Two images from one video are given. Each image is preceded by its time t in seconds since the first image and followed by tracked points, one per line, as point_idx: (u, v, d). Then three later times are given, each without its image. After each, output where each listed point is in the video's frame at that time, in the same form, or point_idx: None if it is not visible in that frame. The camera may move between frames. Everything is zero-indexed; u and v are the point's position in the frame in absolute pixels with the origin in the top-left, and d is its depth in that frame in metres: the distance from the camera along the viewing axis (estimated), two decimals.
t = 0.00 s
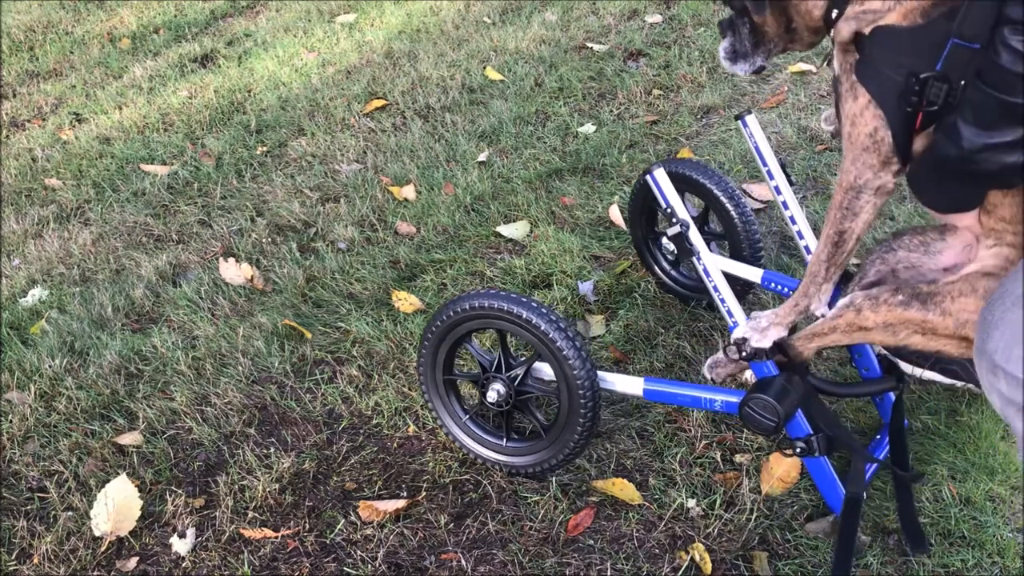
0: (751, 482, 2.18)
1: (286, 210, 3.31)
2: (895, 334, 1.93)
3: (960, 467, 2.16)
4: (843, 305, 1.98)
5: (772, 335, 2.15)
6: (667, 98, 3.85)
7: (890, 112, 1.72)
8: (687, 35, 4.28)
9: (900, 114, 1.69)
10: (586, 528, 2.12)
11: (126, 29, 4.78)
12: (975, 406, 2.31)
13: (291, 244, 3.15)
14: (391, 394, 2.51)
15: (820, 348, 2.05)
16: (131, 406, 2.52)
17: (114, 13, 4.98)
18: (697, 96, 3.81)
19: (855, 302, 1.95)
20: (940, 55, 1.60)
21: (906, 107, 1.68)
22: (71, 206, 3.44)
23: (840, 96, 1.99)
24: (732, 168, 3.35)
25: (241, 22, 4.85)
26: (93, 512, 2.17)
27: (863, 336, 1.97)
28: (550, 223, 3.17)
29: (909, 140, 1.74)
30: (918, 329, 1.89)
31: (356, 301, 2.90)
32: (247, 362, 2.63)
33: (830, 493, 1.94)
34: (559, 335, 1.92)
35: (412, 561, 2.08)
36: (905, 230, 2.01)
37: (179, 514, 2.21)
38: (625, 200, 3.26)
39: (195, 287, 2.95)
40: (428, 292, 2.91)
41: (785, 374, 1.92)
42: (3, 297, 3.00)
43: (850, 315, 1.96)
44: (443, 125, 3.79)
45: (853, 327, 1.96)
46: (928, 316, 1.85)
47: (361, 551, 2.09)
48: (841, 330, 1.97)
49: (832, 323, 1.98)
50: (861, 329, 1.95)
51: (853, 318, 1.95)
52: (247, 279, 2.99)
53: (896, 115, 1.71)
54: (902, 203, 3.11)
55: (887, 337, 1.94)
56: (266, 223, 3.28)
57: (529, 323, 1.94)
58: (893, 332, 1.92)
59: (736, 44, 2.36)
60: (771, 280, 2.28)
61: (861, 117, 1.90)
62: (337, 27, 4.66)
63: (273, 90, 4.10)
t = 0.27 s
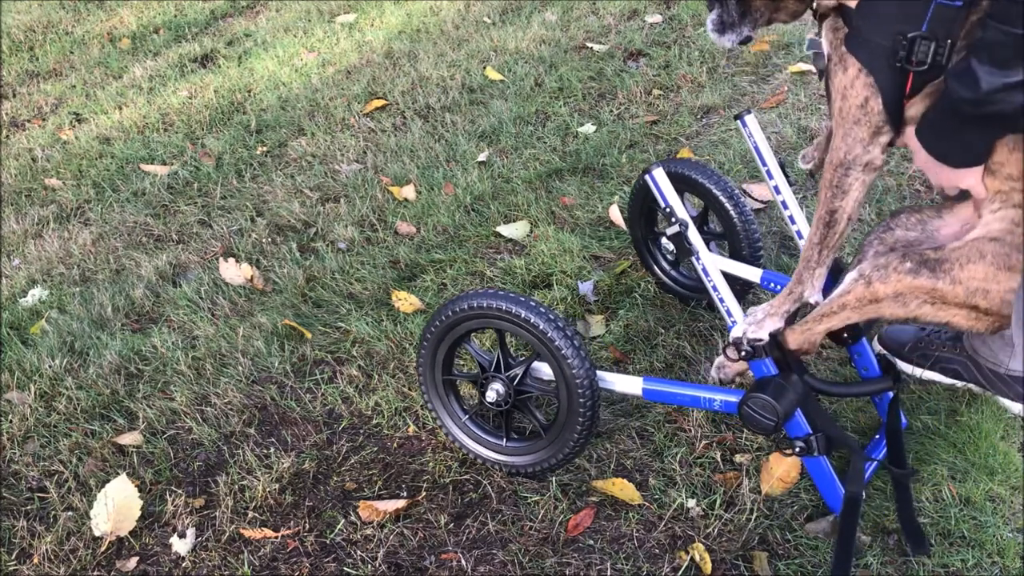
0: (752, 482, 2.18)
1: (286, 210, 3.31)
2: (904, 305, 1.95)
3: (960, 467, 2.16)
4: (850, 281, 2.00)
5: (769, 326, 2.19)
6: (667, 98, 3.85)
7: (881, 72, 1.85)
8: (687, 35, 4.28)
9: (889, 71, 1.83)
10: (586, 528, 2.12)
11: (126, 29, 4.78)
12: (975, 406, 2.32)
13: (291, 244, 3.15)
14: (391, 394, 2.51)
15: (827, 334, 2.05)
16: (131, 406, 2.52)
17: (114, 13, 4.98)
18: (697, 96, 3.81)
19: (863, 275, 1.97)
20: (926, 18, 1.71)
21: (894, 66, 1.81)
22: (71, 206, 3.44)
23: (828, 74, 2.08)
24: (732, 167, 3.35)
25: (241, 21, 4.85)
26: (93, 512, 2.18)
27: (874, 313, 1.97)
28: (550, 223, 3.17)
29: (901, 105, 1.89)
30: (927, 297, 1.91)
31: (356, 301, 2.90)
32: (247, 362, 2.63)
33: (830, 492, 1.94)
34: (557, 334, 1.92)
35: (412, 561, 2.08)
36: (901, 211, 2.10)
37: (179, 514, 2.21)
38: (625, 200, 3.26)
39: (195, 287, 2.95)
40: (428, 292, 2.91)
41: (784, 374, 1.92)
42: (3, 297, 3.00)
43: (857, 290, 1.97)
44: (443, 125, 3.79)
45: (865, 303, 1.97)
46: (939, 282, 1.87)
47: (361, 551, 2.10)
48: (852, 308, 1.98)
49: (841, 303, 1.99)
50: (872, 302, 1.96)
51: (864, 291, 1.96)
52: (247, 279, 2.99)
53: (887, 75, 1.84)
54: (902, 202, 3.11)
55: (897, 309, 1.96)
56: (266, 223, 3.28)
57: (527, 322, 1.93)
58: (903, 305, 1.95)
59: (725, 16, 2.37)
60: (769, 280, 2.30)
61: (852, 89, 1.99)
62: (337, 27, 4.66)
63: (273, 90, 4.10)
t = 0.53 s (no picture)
0: (751, 482, 2.18)
1: (286, 210, 3.31)
2: (884, 295, 2.04)
3: (960, 467, 2.16)
4: (831, 281, 2.07)
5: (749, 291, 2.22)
6: (667, 98, 3.85)
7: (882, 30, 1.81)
8: (687, 35, 4.28)
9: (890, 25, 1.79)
10: (586, 528, 2.12)
11: (126, 29, 4.78)
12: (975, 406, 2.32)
13: (291, 244, 3.15)
14: (391, 394, 2.51)
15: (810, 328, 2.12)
16: (131, 406, 2.52)
17: (114, 13, 4.98)
18: (697, 95, 3.81)
19: (845, 275, 2.05)
20: None
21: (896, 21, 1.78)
22: (71, 206, 3.44)
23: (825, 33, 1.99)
24: (733, 167, 3.35)
25: (241, 22, 4.85)
26: (93, 512, 2.17)
27: (854, 306, 2.06)
28: (550, 223, 3.17)
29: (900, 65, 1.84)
30: (907, 286, 2.01)
31: (356, 301, 2.90)
32: (247, 362, 2.63)
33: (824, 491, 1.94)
34: (552, 336, 1.93)
35: (412, 561, 2.08)
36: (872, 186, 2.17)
37: (179, 514, 2.21)
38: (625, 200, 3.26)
39: (195, 287, 2.95)
40: (428, 292, 2.91)
41: (779, 377, 1.92)
42: (3, 297, 3.00)
43: (838, 289, 2.05)
44: (443, 125, 3.79)
45: (846, 300, 2.05)
46: (918, 271, 1.97)
47: (361, 551, 2.09)
48: (833, 305, 2.06)
49: (824, 301, 2.06)
50: (854, 298, 2.04)
51: (847, 290, 2.04)
52: (247, 279, 3.00)
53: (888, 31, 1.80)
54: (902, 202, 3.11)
55: (877, 301, 2.05)
56: (266, 223, 3.28)
57: (521, 325, 1.94)
58: (885, 295, 2.04)
59: None
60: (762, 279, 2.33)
61: (852, 48, 1.90)
62: (337, 27, 4.66)
63: (273, 90, 4.10)
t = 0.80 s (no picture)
0: (751, 482, 2.18)
1: (286, 210, 3.31)
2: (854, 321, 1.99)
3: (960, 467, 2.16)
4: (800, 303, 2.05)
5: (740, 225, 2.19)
6: (667, 98, 3.85)
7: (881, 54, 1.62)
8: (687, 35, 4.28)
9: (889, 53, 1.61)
10: (586, 528, 2.12)
11: (126, 29, 4.78)
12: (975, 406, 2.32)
13: (291, 244, 3.15)
14: (391, 393, 2.51)
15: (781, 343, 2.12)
16: (131, 406, 2.52)
17: (114, 13, 4.98)
18: (696, 95, 3.82)
19: (813, 299, 2.03)
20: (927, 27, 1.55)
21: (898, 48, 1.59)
22: (71, 206, 3.44)
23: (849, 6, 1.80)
24: (733, 167, 3.36)
25: (241, 22, 4.85)
26: (93, 512, 2.18)
27: (824, 329, 2.03)
28: (550, 223, 3.17)
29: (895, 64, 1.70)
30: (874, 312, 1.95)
31: (356, 301, 2.90)
32: (247, 362, 2.63)
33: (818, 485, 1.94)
34: (543, 325, 1.95)
35: (412, 561, 2.08)
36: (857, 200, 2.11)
37: (179, 514, 2.21)
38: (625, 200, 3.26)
39: (195, 287, 2.95)
40: (428, 292, 2.91)
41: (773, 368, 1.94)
42: (3, 297, 3.00)
43: (807, 312, 2.02)
44: (443, 125, 3.79)
45: (813, 322, 2.02)
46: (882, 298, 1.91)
47: (361, 552, 2.09)
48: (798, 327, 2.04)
49: (790, 322, 2.05)
50: (821, 322, 2.02)
51: (811, 315, 2.02)
52: (247, 279, 3.00)
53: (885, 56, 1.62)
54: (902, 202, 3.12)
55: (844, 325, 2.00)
56: (266, 223, 3.28)
57: (512, 316, 1.96)
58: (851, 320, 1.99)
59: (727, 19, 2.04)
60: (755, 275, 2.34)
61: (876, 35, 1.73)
62: (337, 27, 4.66)
63: (273, 90, 4.10)
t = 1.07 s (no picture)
0: (751, 482, 2.18)
1: (286, 210, 3.32)
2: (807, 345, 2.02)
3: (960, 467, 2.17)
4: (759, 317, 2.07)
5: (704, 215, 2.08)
6: (667, 98, 3.85)
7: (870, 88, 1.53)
8: (687, 36, 4.29)
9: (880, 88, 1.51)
10: (586, 528, 2.12)
11: (126, 29, 4.78)
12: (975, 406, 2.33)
13: (291, 244, 3.15)
14: (391, 393, 2.51)
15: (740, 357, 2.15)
16: (131, 406, 2.52)
17: (114, 13, 4.98)
18: (696, 96, 3.82)
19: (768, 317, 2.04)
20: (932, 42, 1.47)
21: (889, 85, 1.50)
22: (71, 206, 3.44)
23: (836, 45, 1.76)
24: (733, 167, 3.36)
25: (241, 22, 4.85)
26: (93, 512, 2.17)
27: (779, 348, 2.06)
28: (550, 223, 3.17)
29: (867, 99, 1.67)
30: (827, 339, 2.00)
31: (356, 301, 2.90)
32: (247, 362, 2.63)
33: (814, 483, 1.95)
34: (542, 324, 1.94)
35: (412, 561, 2.07)
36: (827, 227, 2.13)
37: (179, 514, 2.20)
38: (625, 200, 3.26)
39: (195, 287, 2.95)
40: (428, 292, 2.91)
41: (773, 369, 1.95)
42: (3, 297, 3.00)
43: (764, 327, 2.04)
44: (443, 125, 3.79)
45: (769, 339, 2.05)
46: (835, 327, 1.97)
47: (361, 551, 2.09)
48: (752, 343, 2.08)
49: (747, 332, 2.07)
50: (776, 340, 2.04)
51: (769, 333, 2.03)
52: (247, 279, 3.00)
53: (871, 90, 1.52)
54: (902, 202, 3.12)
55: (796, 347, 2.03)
56: (266, 223, 3.28)
57: (512, 316, 1.95)
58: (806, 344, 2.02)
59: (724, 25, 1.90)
60: (752, 275, 2.32)
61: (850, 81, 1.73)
62: (337, 27, 4.66)
63: (273, 90, 4.10)
